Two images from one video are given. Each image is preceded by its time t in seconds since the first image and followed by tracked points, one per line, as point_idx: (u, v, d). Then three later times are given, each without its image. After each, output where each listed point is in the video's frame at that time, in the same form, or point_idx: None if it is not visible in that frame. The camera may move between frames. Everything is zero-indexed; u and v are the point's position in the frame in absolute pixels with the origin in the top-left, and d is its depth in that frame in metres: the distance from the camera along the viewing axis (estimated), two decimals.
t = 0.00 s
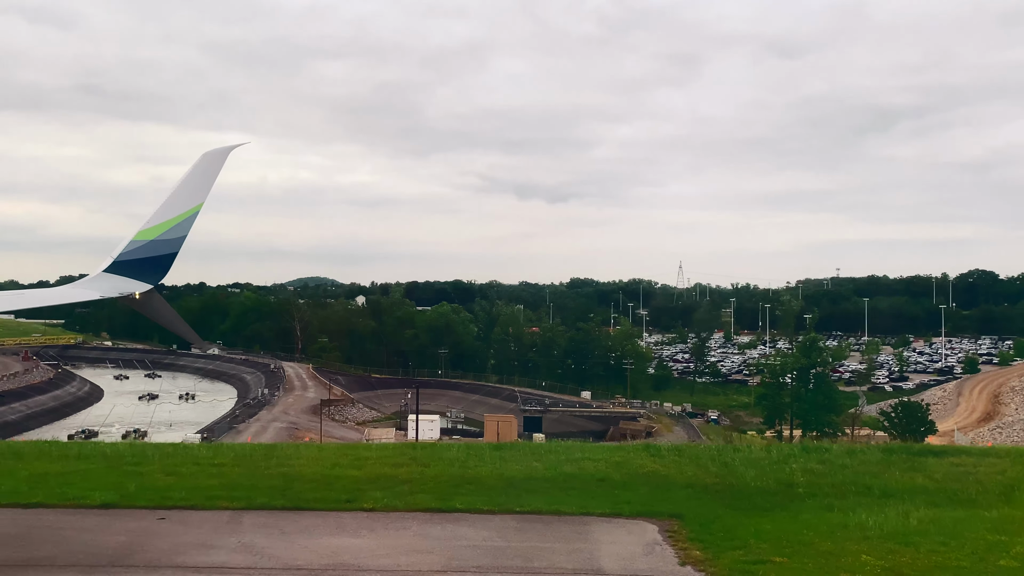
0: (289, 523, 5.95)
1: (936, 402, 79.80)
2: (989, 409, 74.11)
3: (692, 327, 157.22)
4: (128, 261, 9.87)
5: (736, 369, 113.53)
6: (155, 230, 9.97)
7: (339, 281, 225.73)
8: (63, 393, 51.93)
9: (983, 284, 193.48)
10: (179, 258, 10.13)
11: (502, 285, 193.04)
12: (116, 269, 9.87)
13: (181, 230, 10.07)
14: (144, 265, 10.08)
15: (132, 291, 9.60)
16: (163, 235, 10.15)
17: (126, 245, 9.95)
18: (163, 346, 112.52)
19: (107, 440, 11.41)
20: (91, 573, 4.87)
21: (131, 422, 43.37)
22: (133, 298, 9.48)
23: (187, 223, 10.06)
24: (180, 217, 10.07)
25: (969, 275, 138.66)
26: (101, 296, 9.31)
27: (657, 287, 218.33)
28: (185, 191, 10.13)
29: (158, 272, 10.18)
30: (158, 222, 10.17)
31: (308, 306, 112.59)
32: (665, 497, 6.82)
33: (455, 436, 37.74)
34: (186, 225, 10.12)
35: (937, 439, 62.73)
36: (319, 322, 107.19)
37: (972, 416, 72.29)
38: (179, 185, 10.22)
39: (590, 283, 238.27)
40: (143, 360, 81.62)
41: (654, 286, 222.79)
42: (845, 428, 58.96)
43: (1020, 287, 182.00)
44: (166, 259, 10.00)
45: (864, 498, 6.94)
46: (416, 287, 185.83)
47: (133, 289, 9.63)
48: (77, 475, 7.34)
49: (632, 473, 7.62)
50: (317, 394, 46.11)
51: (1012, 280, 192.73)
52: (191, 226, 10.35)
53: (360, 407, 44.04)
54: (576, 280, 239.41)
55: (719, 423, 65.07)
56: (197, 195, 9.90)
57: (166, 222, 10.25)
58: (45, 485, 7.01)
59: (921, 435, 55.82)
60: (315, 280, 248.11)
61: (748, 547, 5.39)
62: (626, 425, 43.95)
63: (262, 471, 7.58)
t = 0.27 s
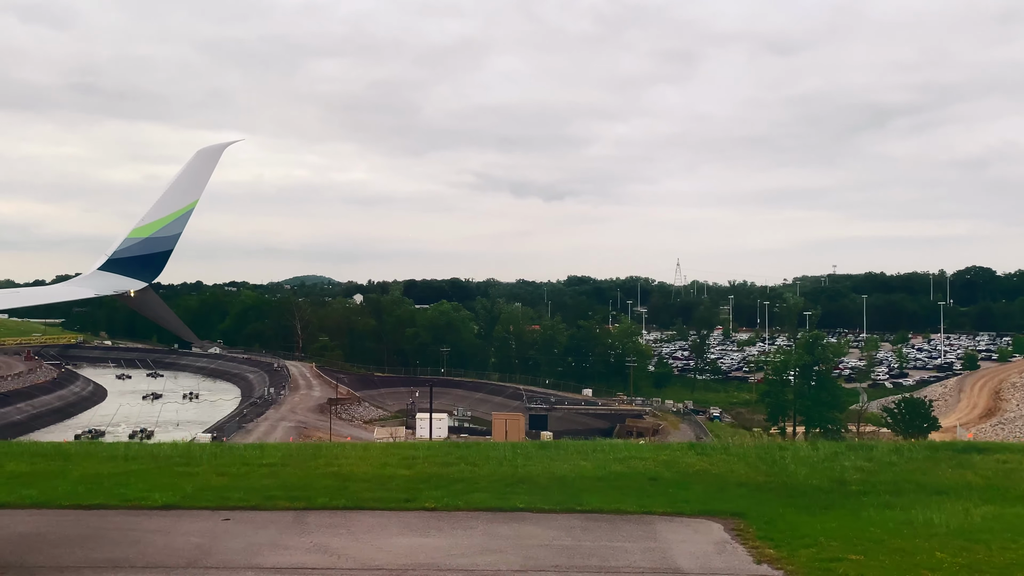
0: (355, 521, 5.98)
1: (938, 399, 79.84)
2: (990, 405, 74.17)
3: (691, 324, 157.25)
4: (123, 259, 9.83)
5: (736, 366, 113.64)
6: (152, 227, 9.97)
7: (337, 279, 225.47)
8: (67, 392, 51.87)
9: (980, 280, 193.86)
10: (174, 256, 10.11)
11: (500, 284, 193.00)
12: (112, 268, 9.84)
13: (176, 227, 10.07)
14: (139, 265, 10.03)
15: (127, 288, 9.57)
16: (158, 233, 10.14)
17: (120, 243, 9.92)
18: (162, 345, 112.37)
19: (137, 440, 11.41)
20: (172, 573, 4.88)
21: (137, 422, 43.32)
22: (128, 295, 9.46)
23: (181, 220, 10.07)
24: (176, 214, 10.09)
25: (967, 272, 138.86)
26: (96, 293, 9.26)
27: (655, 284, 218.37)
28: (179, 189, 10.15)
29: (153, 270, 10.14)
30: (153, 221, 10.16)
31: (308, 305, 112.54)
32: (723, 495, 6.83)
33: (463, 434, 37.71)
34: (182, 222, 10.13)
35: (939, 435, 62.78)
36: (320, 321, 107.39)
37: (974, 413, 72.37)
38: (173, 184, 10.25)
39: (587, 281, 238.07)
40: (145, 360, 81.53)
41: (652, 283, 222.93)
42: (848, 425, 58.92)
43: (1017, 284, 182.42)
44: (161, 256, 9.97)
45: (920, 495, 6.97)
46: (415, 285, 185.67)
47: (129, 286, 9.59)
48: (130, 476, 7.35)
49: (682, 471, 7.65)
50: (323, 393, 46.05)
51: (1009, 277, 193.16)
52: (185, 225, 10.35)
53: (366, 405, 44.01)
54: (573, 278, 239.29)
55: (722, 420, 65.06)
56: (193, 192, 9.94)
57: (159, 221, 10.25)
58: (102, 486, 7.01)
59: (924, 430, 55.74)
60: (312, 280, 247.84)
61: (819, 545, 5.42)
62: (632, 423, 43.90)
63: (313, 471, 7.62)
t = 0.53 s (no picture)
0: (419, 522, 5.97)
1: (940, 397, 79.91)
2: (993, 403, 74.18)
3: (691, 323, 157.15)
4: (118, 260, 9.94)
5: (737, 365, 113.52)
6: (147, 229, 10.09)
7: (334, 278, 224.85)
8: (73, 392, 51.91)
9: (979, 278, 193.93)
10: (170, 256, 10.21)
11: (498, 283, 192.89)
12: (109, 268, 9.94)
13: (172, 228, 10.13)
14: (133, 265, 10.10)
15: (122, 290, 9.70)
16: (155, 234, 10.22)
17: (117, 243, 10.03)
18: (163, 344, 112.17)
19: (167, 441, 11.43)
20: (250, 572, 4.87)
21: (144, 421, 43.32)
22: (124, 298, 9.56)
23: (177, 222, 10.14)
24: (169, 217, 10.21)
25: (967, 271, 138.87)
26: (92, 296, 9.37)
27: (653, 282, 218.27)
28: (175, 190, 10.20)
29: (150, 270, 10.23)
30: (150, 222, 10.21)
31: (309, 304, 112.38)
32: (778, 495, 6.88)
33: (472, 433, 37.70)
34: (177, 224, 10.25)
35: (942, 433, 62.72)
36: (321, 320, 107.44)
37: (976, 411, 72.39)
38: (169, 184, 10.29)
39: (585, 280, 237.93)
40: (148, 359, 81.43)
41: (650, 282, 222.88)
42: (852, 423, 58.85)
43: (1016, 282, 182.64)
44: (157, 258, 10.08)
45: (978, 492, 7.00)
46: (412, 283, 185.32)
47: (124, 288, 9.71)
48: (181, 475, 7.36)
49: (732, 470, 7.66)
50: (329, 392, 46.03)
51: (1008, 274, 193.39)
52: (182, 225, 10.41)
53: (373, 404, 44.04)
54: (572, 277, 239.14)
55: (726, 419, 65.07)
56: (188, 195, 10.08)
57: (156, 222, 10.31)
58: (156, 485, 7.01)
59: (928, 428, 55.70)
60: (309, 279, 247.31)
61: (890, 544, 5.44)
62: (638, 421, 43.92)
63: (362, 470, 7.62)
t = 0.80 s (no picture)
0: (482, 521, 5.96)
1: (943, 396, 79.98)
2: (995, 403, 74.25)
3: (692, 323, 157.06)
4: (113, 260, 9.55)
5: (739, 365, 113.51)
6: (144, 228, 9.67)
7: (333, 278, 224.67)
8: (78, 391, 51.89)
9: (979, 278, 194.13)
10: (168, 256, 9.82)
11: (498, 283, 192.79)
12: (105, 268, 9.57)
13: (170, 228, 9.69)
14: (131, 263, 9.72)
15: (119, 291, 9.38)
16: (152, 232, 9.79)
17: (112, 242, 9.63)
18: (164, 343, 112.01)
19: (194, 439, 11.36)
20: (329, 572, 4.86)
21: (152, 420, 43.27)
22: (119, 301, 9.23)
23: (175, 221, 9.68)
24: (167, 216, 9.76)
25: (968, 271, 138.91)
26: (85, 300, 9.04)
27: (653, 282, 218.21)
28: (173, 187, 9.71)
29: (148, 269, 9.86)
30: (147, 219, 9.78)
31: (311, 303, 112.30)
32: (834, 495, 6.89)
33: (481, 432, 37.71)
34: (173, 223, 9.82)
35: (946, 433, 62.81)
36: (323, 320, 107.37)
37: (979, 411, 72.47)
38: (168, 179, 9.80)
39: (584, 280, 237.89)
40: (151, 359, 81.43)
41: (650, 282, 222.88)
42: (856, 423, 58.91)
43: (1015, 282, 182.86)
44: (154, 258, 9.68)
45: None
46: (413, 283, 185.17)
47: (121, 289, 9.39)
48: (232, 474, 7.35)
49: (782, 470, 7.66)
50: (336, 392, 46.03)
51: (1007, 274, 193.62)
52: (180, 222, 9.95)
53: (381, 404, 44.03)
54: (572, 277, 239.13)
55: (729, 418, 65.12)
56: (185, 196, 9.59)
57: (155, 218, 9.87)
58: (209, 483, 7.00)
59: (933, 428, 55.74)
60: (309, 279, 247.16)
61: (960, 549, 5.45)
62: (646, 421, 43.95)
63: (413, 471, 7.62)
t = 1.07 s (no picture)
0: (547, 521, 5.96)
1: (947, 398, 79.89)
2: (1000, 404, 74.21)
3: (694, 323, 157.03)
4: (114, 257, 10.20)
5: (742, 365, 113.43)
6: (142, 226, 10.33)
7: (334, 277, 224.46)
8: (85, 390, 52.01)
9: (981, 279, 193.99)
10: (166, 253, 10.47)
11: (499, 283, 192.63)
12: (104, 265, 10.21)
13: (167, 226, 10.39)
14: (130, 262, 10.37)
15: (118, 287, 9.98)
16: (150, 231, 10.47)
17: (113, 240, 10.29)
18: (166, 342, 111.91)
19: (222, 439, 11.43)
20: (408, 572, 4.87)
21: (160, 419, 43.32)
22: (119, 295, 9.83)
23: (172, 220, 10.38)
24: (166, 213, 10.45)
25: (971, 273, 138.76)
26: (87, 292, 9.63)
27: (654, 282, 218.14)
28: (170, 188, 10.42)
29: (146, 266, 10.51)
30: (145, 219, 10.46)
31: (314, 303, 112.18)
32: (889, 497, 6.90)
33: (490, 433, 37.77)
34: (172, 221, 10.52)
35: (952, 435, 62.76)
36: (326, 320, 107.32)
37: (984, 412, 72.42)
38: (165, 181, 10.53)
39: (584, 280, 237.78)
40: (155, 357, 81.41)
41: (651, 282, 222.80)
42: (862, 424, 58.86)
43: (1017, 284, 182.74)
44: (152, 255, 10.36)
45: None
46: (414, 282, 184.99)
47: (119, 285, 9.99)
48: (283, 474, 7.34)
49: (833, 472, 7.67)
50: (343, 391, 46.06)
51: (1009, 276, 193.56)
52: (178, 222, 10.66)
53: (388, 403, 44.08)
54: (572, 277, 239.03)
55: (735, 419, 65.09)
56: (182, 193, 10.33)
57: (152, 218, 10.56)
58: (264, 483, 7.01)
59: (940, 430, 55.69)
60: (309, 278, 246.98)
61: None
62: (655, 422, 43.98)
63: (462, 471, 7.64)
